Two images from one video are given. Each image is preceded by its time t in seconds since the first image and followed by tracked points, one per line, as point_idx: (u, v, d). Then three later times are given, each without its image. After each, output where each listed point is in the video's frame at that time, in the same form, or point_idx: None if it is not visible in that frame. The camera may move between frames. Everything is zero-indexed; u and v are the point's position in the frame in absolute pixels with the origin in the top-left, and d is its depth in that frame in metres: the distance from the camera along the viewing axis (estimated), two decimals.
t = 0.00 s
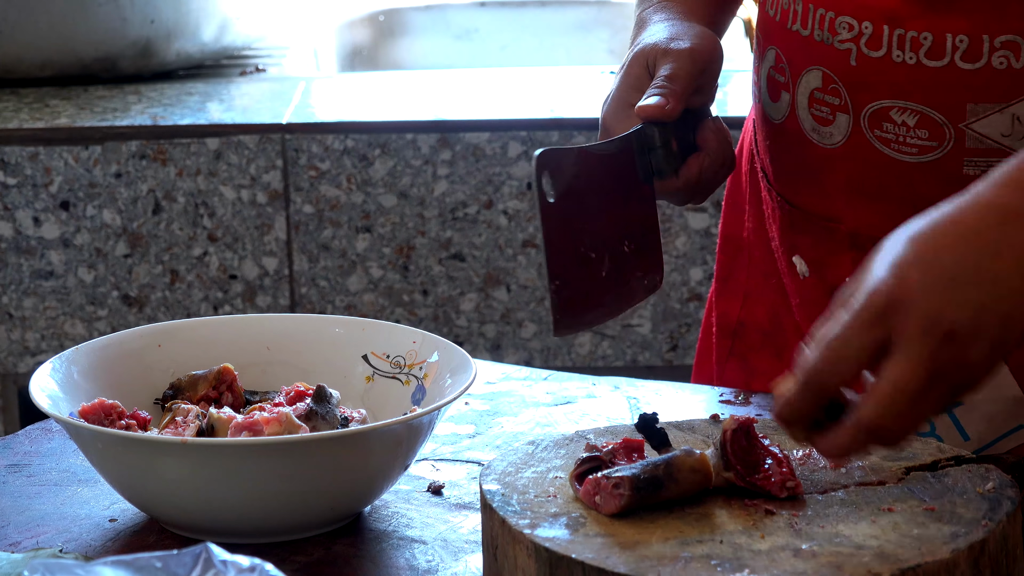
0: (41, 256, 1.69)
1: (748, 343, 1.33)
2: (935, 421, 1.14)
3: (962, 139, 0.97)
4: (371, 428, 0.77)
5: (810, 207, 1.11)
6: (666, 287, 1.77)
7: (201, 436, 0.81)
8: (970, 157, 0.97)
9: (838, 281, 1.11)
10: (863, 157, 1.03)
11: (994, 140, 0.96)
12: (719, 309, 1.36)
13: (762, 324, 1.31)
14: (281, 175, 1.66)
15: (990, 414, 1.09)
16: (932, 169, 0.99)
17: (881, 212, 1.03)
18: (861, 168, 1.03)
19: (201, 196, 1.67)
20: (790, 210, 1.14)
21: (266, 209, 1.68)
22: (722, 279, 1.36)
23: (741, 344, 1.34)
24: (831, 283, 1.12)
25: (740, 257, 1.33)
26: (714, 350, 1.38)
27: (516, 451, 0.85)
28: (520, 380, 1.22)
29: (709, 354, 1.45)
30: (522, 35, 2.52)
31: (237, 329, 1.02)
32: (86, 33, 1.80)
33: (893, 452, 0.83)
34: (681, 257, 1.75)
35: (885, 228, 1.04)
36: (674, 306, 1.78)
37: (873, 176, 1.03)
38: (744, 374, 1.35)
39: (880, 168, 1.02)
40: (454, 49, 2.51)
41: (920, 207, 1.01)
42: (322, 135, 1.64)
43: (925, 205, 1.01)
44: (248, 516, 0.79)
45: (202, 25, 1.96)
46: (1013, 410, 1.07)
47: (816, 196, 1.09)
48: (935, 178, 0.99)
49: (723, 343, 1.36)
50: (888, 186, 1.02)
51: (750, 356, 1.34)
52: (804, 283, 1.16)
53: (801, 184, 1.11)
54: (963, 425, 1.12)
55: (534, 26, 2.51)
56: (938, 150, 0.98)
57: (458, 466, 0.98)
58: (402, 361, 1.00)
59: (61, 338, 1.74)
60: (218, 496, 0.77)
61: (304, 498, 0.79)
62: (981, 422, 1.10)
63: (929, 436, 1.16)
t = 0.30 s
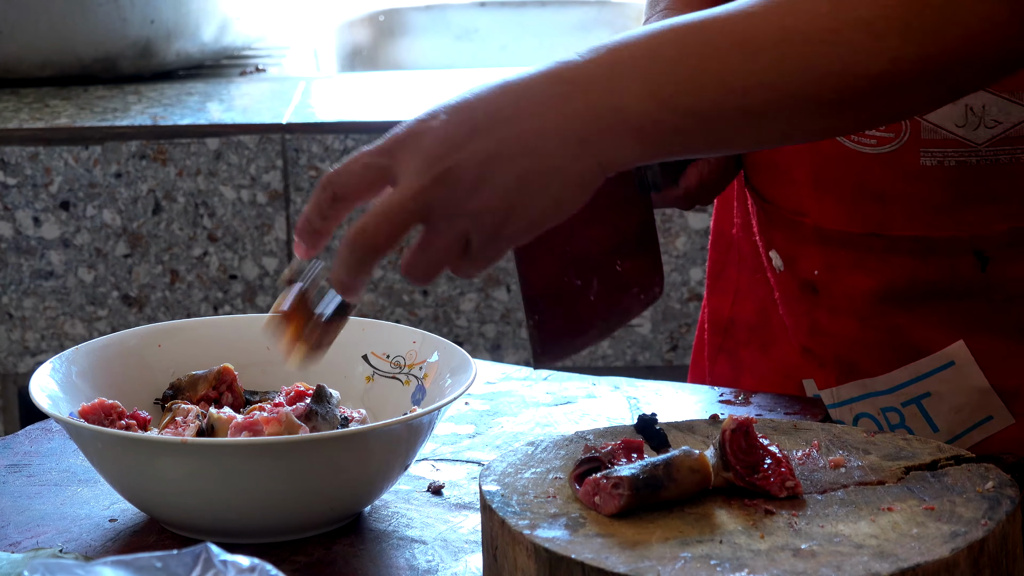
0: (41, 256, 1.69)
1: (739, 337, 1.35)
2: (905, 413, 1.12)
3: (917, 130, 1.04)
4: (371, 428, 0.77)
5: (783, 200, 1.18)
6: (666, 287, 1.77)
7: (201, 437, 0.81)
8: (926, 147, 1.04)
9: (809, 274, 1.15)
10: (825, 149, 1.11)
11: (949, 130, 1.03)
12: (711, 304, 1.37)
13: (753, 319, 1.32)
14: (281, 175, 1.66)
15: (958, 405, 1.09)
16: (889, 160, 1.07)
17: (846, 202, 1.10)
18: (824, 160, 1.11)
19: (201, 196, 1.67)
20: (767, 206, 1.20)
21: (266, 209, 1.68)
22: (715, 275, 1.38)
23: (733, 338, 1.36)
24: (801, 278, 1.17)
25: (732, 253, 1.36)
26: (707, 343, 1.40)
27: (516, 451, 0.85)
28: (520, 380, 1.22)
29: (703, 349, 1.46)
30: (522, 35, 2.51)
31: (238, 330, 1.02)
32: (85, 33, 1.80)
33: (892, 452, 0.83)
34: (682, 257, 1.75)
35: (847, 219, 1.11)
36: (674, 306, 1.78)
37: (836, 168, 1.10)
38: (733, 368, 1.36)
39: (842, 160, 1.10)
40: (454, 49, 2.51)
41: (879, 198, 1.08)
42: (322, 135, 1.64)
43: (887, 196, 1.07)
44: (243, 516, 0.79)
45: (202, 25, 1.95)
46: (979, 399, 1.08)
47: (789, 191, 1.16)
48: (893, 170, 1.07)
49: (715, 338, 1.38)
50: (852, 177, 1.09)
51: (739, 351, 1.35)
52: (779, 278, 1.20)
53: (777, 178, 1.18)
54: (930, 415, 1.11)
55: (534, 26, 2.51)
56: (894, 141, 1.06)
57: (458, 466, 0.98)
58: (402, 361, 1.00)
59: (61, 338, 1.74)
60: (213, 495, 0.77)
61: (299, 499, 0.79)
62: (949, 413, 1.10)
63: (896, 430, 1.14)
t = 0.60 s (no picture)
0: (41, 256, 1.69)
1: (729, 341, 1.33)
2: (888, 413, 1.14)
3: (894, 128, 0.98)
4: (370, 428, 0.77)
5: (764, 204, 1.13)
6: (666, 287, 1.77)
7: (201, 437, 0.81)
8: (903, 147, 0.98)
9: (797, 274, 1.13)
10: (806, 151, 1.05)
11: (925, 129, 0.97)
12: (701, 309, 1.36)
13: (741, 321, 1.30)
14: (281, 175, 1.66)
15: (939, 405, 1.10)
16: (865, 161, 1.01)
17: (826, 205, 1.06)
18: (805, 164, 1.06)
19: (201, 196, 1.67)
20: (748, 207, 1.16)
21: (266, 210, 1.68)
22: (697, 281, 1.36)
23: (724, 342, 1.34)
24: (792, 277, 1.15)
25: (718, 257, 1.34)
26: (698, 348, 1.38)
27: (517, 451, 0.85)
28: (519, 380, 1.22)
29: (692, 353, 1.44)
30: (522, 34, 2.52)
31: (237, 330, 1.02)
32: (85, 33, 1.80)
33: (892, 452, 0.83)
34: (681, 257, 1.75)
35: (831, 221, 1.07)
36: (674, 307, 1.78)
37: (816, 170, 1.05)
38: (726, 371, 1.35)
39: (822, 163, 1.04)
40: (454, 49, 2.51)
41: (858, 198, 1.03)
42: (322, 135, 1.64)
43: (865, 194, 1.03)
44: (243, 516, 0.79)
45: (202, 25, 1.95)
46: (961, 401, 1.08)
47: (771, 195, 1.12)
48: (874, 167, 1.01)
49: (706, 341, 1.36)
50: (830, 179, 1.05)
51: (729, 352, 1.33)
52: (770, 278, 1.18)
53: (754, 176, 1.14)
54: (913, 416, 1.13)
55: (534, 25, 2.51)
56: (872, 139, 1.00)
57: (458, 466, 0.98)
58: (402, 361, 1.00)
59: (61, 337, 1.74)
60: (214, 495, 0.77)
61: (299, 499, 0.79)
62: (930, 413, 1.11)
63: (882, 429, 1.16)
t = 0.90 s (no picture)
0: (41, 256, 1.69)
1: (724, 346, 1.34)
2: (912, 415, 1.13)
3: (927, 132, 0.98)
4: (370, 428, 0.77)
5: (782, 206, 1.13)
6: (666, 287, 1.77)
7: (201, 437, 0.81)
8: (936, 149, 0.99)
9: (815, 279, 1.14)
10: (832, 155, 1.05)
11: (960, 131, 0.97)
12: (693, 315, 1.36)
13: (740, 326, 1.31)
14: (281, 175, 1.66)
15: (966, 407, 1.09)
16: (897, 164, 1.01)
17: (851, 208, 1.05)
18: (828, 167, 1.06)
19: (201, 196, 1.67)
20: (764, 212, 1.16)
21: (266, 210, 1.68)
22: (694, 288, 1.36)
23: (718, 347, 1.34)
24: (808, 281, 1.14)
25: (713, 263, 1.34)
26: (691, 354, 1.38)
27: (516, 451, 0.85)
28: (519, 380, 1.22)
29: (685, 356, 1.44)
30: (522, 34, 2.52)
31: (236, 330, 1.02)
32: (85, 33, 1.80)
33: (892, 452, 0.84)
34: (681, 256, 1.75)
35: (855, 224, 1.06)
36: (674, 306, 1.78)
37: (842, 173, 1.05)
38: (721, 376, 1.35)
39: (849, 167, 1.04)
40: (453, 49, 2.51)
41: (885, 201, 1.03)
42: (322, 135, 1.64)
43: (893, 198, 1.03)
44: (246, 517, 0.79)
45: (202, 25, 1.95)
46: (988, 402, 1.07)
47: (789, 198, 1.12)
48: (903, 170, 1.01)
49: (701, 348, 1.36)
50: (855, 182, 1.04)
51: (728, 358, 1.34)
52: (783, 282, 1.18)
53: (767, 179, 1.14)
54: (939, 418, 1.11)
55: (534, 25, 2.51)
56: (904, 143, 1.00)
57: (458, 466, 0.98)
58: (402, 361, 1.00)
59: (61, 337, 1.74)
60: (218, 496, 0.77)
61: (302, 499, 0.79)
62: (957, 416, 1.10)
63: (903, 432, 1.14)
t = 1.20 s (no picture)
0: (41, 256, 1.69)
1: (737, 347, 1.34)
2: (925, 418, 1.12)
3: (947, 132, 0.98)
4: (371, 427, 0.77)
5: (797, 206, 1.12)
6: (666, 287, 1.77)
7: (201, 437, 0.81)
8: (957, 150, 0.99)
9: (826, 280, 1.12)
10: (849, 155, 1.04)
11: (981, 132, 0.98)
12: (707, 315, 1.36)
13: (751, 328, 1.31)
14: (281, 175, 1.66)
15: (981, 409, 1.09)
16: (916, 164, 1.01)
17: (866, 208, 1.05)
18: (845, 165, 1.05)
19: (201, 196, 1.67)
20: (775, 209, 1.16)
21: (266, 210, 1.68)
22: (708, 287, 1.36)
23: (730, 348, 1.35)
24: (818, 283, 1.13)
25: (728, 263, 1.34)
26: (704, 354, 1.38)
27: (516, 451, 0.85)
28: (519, 380, 1.22)
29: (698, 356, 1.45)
30: (522, 35, 2.52)
31: (237, 330, 1.02)
32: (85, 32, 1.80)
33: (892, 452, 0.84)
34: (681, 256, 1.75)
35: (868, 224, 1.05)
36: (674, 306, 1.78)
37: (860, 173, 1.04)
38: (732, 376, 1.35)
39: (866, 166, 1.03)
40: (453, 49, 2.51)
41: (902, 202, 1.02)
42: (321, 135, 1.64)
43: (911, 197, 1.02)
44: (247, 517, 0.79)
45: (202, 25, 1.96)
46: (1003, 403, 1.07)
47: (802, 197, 1.11)
48: (922, 170, 1.01)
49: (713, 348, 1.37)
50: (872, 182, 1.03)
51: (738, 359, 1.34)
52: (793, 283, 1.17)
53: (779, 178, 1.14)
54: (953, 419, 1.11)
55: (534, 26, 2.51)
56: (925, 143, 0.99)
57: (458, 466, 0.98)
58: (402, 361, 1.00)
59: (61, 337, 1.74)
60: (219, 495, 0.77)
61: (301, 499, 0.79)
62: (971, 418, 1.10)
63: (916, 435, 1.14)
